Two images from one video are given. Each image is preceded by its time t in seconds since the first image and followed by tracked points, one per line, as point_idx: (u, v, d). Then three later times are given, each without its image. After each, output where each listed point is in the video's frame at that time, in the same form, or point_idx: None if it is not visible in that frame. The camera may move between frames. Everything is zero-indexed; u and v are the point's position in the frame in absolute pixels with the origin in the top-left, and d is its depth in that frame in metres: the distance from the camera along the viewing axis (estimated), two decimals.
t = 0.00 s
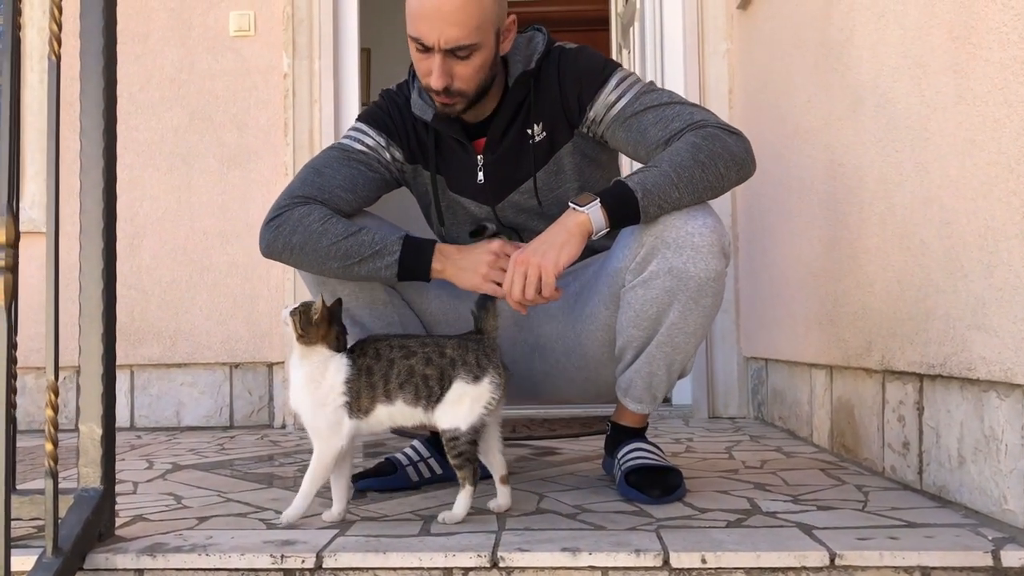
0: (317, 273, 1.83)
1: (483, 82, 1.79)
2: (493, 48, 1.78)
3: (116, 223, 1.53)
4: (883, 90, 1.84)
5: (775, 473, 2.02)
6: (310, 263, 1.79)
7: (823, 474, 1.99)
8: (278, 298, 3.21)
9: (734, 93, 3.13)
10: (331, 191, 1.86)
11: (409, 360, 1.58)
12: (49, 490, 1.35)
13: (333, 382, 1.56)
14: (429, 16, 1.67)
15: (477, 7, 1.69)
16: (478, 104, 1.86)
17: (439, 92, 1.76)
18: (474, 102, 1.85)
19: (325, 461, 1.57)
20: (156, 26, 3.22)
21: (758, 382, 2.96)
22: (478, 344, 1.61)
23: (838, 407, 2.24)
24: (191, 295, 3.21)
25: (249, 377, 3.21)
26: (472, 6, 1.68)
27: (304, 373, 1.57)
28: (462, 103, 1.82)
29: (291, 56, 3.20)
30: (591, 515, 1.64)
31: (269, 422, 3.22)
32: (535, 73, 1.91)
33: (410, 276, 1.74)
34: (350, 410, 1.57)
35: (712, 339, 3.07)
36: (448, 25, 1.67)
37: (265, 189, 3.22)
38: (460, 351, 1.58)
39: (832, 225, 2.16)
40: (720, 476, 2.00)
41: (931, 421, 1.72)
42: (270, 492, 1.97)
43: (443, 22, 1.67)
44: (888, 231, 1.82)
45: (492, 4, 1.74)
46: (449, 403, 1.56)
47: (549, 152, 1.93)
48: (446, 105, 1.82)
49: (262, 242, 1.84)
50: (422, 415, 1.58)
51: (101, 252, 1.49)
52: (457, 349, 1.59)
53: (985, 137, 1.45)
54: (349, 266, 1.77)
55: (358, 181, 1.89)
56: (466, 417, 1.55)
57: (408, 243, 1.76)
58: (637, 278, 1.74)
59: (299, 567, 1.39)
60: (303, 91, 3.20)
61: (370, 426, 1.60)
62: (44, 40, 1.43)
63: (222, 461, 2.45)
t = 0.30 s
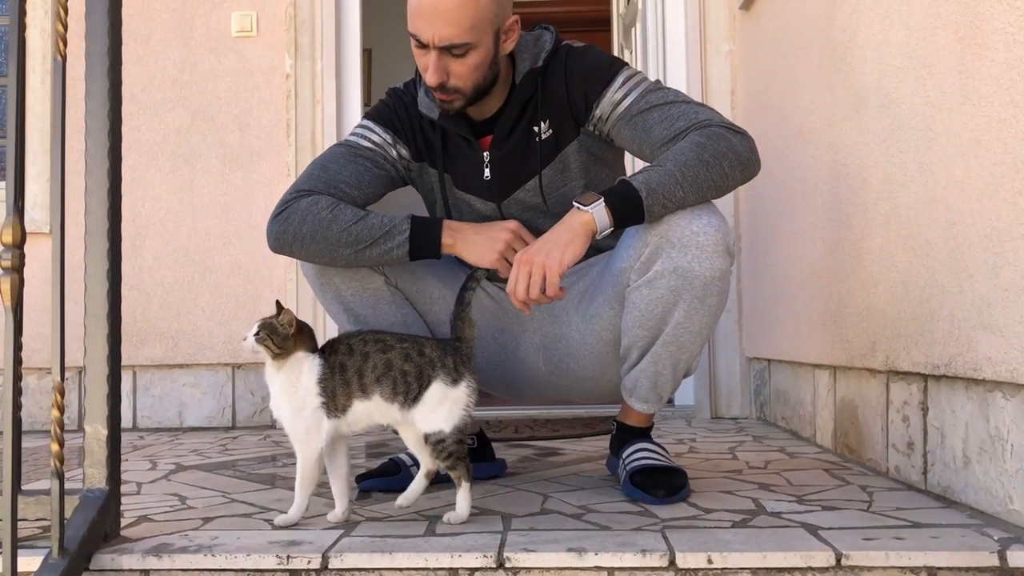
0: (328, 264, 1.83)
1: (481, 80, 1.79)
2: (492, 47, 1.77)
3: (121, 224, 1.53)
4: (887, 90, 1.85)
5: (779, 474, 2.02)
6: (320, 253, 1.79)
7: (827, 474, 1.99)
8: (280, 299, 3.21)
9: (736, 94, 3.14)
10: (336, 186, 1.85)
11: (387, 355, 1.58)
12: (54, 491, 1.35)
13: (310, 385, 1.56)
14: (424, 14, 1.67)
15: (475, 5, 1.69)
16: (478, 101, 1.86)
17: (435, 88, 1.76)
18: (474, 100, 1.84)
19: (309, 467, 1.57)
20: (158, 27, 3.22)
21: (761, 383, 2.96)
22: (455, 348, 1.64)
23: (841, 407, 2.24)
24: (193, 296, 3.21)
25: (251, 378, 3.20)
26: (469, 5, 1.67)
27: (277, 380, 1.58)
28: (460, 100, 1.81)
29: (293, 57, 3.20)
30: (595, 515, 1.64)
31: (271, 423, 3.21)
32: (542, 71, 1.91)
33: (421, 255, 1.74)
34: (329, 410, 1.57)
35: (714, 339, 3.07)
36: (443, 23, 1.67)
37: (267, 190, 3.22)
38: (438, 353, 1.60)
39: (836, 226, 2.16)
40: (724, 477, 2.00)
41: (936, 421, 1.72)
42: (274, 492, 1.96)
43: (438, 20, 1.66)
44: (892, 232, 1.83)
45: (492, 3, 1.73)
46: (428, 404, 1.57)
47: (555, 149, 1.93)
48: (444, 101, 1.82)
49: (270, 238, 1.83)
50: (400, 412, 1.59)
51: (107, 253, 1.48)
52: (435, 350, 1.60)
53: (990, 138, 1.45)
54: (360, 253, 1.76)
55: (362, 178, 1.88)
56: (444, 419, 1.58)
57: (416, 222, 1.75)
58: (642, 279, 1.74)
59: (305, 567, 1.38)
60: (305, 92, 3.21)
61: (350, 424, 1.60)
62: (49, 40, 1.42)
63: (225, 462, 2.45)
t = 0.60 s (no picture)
0: (335, 262, 1.83)
1: (482, 77, 1.79)
2: (492, 44, 1.77)
3: (123, 228, 1.53)
4: (888, 93, 1.85)
5: (780, 476, 2.02)
6: (327, 250, 1.79)
7: (828, 477, 1.99)
8: (282, 302, 3.21)
9: (737, 97, 3.14)
10: (341, 185, 1.85)
11: (354, 344, 1.66)
12: (58, 494, 1.35)
13: (289, 391, 1.60)
14: (423, 13, 1.68)
15: (472, 3, 1.69)
16: (479, 100, 1.86)
17: (436, 87, 1.77)
18: (476, 98, 1.84)
19: (304, 470, 1.59)
20: (161, 30, 3.23)
21: (762, 385, 2.96)
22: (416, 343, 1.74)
23: (842, 409, 2.24)
24: (195, 299, 3.21)
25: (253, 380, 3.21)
26: (466, 4, 1.68)
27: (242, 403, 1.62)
28: (461, 99, 1.82)
29: (294, 59, 3.21)
30: (597, 518, 1.64)
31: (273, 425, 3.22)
32: (544, 69, 1.91)
33: (428, 249, 1.76)
34: (310, 409, 1.61)
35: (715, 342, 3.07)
36: (441, 22, 1.67)
37: (269, 192, 3.23)
38: (405, 345, 1.70)
39: (837, 228, 2.17)
40: (726, 479, 2.00)
41: (937, 423, 1.72)
42: (276, 495, 1.97)
43: (436, 19, 1.67)
44: (894, 235, 1.83)
45: None
46: (398, 391, 1.65)
47: (556, 147, 1.93)
48: (446, 99, 1.82)
49: (275, 236, 1.83)
50: (372, 399, 1.65)
51: (109, 256, 1.49)
52: (402, 342, 1.69)
53: (991, 141, 1.46)
54: (367, 249, 1.77)
55: (367, 179, 1.89)
56: (413, 405, 1.65)
57: (421, 217, 1.77)
58: (644, 283, 1.74)
59: (307, 570, 1.39)
60: (306, 95, 3.21)
61: (327, 424, 1.64)
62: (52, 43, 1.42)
63: (227, 465, 2.45)
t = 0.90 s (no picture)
0: (314, 242, 1.85)
1: (489, 69, 1.79)
2: (501, 36, 1.77)
3: (125, 229, 1.53)
4: (889, 95, 1.85)
5: (781, 478, 2.02)
6: (305, 227, 1.81)
7: (829, 478, 1.99)
8: (283, 303, 3.22)
9: (738, 99, 3.15)
10: (330, 167, 1.89)
11: (328, 347, 1.67)
12: (59, 496, 1.35)
13: (282, 396, 1.59)
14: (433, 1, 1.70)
15: None
16: (486, 93, 1.86)
17: (443, 77, 1.78)
18: (483, 91, 1.84)
19: (301, 472, 1.60)
20: (162, 31, 3.23)
21: (763, 387, 2.96)
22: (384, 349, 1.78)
23: (843, 411, 2.24)
24: (196, 300, 3.22)
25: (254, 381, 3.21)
26: None
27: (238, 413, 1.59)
28: (469, 92, 1.82)
29: (295, 61, 3.21)
30: (598, 520, 1.64)
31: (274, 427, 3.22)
32: (550, 64, 1.91)
33: (398, 233, 1.77)
34: (300, 410, 1.61)
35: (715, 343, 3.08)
36: (449, 11, 1.70)
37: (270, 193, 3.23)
38: (374, 351, 1.73)
39: (838, 229, 2.17)
40: (727, 481, 2.00)
41: (939, 425, 1.72)
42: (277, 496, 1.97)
43: (444, 7, 1.69)
44: (895, 237, 1.83)
45: None
46: (366, 400, 1.69)
47: (558, 143, 1.92)
48: (452, 91, 1.82)
49: (263, 213, 1.88)
50: (344, 404, 1.68)
51: (111, 257, 1.49)
52: (371, 348, 1.73)
53: (992, 144, 1.46)
54: (340, 230, 1.79)
55: (355, 162, 1.92)
56: (378, 415, 1.70)
57: (394, 201, 1.79)
58: (644, 292, 1.74)
59: (309, 572, 1.39)
60: (307, 96, 3.22)
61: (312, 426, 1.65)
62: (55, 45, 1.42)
63: (228, 466, 2.45)
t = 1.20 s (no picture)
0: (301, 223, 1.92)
1: (514, 48, 1.83)
2: (527, 13, 1.82)
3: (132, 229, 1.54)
4: (893, 95, 1.85)
5: (785, 477, 2.02)
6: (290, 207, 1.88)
7: (834, 478, 1.99)
8: (287, 303, 3.22)
9: (741, 99, 3.15)
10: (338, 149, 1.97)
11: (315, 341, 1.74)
12: (67, 494, 1.36)
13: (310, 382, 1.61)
14: None
15: None
16: (508, 73, 1.90)
17: (468, 51, 1.82)
18: (505, 71, 1.88)
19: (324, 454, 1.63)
20: (166, 32, 3.24)
21: (766, 387, 2.96)
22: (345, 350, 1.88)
23: (847, 410, 2.24)
24: (200, 300, 3.22)
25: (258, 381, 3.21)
26: None
27: (301, 412, 1.59)
28: (494, 67, 1.86)
29: (299, 61, 3.22)
30: (603, 519, 1.64)
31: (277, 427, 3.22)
32: (567, 49, 1.92)
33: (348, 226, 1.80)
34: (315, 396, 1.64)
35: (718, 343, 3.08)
36: None
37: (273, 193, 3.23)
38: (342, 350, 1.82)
39: (843, 228, 2.17)
40: (732, 480, 2.00)
41: (944, 425, 1.72)
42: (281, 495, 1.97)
43: None
44: (899, 236, 1.83)
45: None
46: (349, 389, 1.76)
47: (571, 128, 1.92)
48: (477, 68, 1.86)
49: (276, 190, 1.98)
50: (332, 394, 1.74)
51: (118, 256, 1.49)
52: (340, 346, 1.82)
53: (997, 144, 1.46)
54: (308, 216, 1.84)
55: (363, 143, 1.99)
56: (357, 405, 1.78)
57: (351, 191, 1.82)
58: (658, 298, 1.72)
59: (315, 571, 1.39)
60: (311, 96, 3.22)
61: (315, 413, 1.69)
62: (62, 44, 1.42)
63: (232, 465, 2.45)
